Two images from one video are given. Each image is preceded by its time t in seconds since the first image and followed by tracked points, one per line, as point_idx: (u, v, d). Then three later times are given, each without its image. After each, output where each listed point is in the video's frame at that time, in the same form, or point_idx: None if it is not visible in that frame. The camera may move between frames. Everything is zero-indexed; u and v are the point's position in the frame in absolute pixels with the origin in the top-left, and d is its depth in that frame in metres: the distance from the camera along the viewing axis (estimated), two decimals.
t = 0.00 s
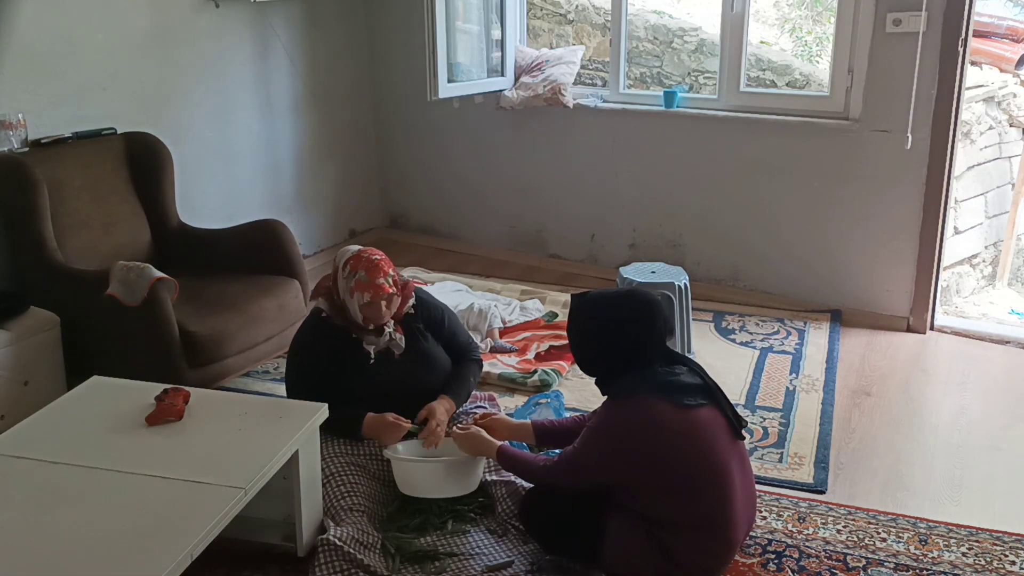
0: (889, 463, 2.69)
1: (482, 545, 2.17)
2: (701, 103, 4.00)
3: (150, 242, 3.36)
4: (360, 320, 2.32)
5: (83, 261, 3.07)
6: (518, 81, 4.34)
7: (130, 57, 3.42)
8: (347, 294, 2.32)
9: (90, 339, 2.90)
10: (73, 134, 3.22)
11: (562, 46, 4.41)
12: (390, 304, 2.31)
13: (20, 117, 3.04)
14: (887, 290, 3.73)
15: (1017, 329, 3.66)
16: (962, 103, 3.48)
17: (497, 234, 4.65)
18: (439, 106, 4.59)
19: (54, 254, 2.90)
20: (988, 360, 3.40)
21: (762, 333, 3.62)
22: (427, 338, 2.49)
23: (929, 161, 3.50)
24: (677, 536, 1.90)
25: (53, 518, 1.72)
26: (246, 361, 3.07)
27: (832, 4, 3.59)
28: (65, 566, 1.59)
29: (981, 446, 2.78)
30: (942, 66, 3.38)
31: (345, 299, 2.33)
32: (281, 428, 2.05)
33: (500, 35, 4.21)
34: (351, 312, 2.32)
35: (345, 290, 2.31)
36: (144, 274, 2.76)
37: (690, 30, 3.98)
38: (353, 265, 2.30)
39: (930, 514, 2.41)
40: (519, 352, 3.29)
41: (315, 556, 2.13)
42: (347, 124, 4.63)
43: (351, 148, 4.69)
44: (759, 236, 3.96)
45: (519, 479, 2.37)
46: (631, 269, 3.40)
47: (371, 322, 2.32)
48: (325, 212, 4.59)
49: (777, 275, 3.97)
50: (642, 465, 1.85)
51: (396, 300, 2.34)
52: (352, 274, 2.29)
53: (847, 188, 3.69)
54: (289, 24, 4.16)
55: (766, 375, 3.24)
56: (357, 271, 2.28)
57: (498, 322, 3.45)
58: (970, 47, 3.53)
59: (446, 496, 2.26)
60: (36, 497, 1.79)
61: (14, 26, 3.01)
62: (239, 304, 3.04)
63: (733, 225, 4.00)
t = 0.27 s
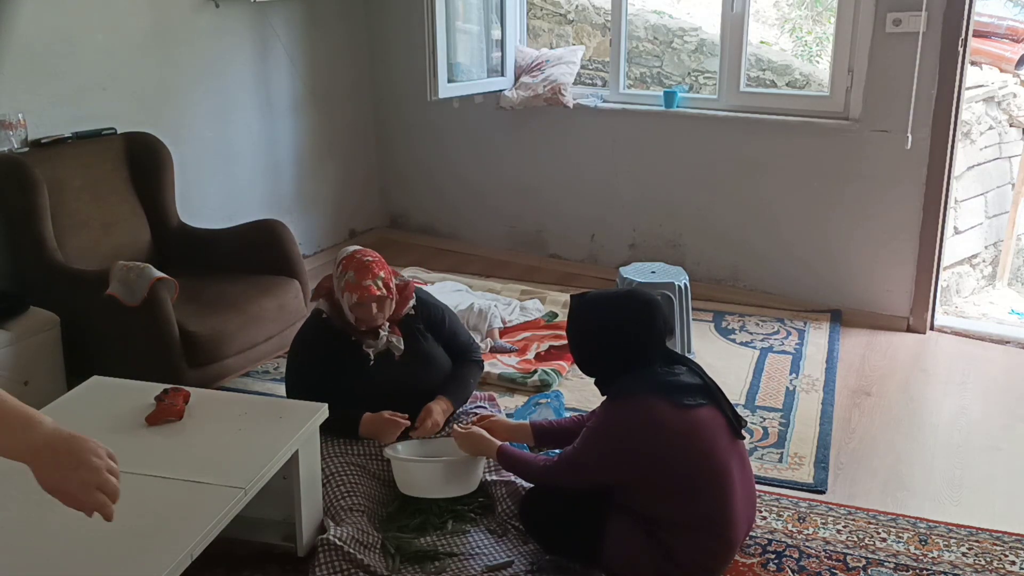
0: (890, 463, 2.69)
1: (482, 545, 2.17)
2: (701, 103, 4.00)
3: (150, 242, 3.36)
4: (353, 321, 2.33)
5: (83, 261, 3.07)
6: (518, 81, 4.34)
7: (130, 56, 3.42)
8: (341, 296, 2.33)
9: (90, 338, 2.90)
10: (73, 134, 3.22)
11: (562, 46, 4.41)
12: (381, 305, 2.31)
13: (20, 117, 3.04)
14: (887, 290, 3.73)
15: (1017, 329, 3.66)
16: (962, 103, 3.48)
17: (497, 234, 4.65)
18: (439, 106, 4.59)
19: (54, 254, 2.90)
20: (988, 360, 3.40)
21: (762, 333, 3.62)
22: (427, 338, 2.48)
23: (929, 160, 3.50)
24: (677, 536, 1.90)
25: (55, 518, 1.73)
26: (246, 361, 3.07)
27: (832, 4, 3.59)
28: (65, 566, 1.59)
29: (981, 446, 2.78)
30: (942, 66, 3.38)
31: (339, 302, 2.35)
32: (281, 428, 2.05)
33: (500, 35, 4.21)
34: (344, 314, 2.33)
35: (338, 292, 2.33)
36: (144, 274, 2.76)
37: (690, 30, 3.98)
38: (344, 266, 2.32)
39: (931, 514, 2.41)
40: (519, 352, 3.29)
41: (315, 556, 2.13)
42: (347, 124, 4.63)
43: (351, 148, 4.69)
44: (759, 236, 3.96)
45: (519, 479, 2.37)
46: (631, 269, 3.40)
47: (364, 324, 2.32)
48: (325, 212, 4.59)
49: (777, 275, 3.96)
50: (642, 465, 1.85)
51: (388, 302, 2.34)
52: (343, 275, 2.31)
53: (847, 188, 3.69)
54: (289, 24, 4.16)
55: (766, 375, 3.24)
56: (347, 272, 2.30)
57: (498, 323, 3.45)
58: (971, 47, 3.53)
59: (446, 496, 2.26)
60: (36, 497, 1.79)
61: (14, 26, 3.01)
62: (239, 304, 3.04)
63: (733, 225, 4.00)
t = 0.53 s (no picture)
0: (890, 463, 2.69)
1: (482, 545, 2.16)
2: (701, 103, 4.00)
3: (150, 242, 3.36)
4: (348, 326, 2.33)
5: (83, 261, 3.07)
6: (518, 81, 4.34)
7: (130, 56, 3.42)
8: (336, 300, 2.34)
9: (90, 338, 2.90)
10: (73, 134, 3.22)
11: (562, 46, 4.41)
12: (374, 310, 2.30)
13: (20, 117, 3.03)
14: (887, 290, 3.73)
15: (1017, 329, 3.66)
16: (962, 103, 3.48)
17: (497, 234, 4.64)
18: (438, 106, 4.59)
19: (54, 254, 2.90)
20: (988, 360, 3.40)
21: (762, 333, 3.62)
22: (429, 340, 2.47)
23: (929, 160, 3.50)
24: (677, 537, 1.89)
25: (56, 517, 1.73)
26: (246, 361, 3.07)
27: (832, 4, 3.59)
28: (65, 566, 1.59)
29: (981, 446, 2.78)
30: (942, 66, 3.38)
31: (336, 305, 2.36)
32: (282, 428, 2.05)
33: (500, 35, 4.21)
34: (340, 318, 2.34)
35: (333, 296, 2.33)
36: (144, 274, 2.76)
37: (690, 30, 3.98)
38: (338, 271, 2.32)
39: (930, 514, 2.41)
40: (519, 352, 3.29)
41: (315, 556, 2.13)
42: (347, 124, 4.63)
43: (351, 148, 4.69)
44: (759, 236, 3.96)
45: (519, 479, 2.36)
46: (631, 269, 3.40)
47: (358, 329, 2.33)
48: (325, 212, 4.59)
49: (777, 275, 3.96)
50: (641, 465, 1.85)
51: (383, 305, 2.33)
52: (336, 280, 2.31)
53: (847, 188, 3.69)
54: (289, 24, 4.16)
55: (766, 375, 3.24)
56: (339, 277, 2.30)
57: (498, 323, 3.45)
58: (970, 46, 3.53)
59: (446, 496, 2.25)
60: (36, 497, 1.79)
61: (14, 26, 3.01)
62: (239, 304, 3.04)
63: (733, 225, 4.00)
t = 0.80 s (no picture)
0: (889, 463, 2.69)
1: (482, 545, 2.17)
2: (701, 103, 4.00)
3: (150, 241, 3.36)
4: (348, 331, 2.32)
5: (83, 261, 3.08)
6: (518, 81, 4.34)
7: (130, 56, 3.42)
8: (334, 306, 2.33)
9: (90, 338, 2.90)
10: (73, 134, 3.22)
11: (562, 46, 4.41)
12: (372, 314, 2.29)
13: (20, 117, 3.03)
14: (887, 290, 3.73)
15: (1017, 329, 3.66)
16: (962, 103, 3.48)
17: (497, 234, 4.64)
18: (438, 106, 4.59)
19: (54, 254, 2.90)
20: (988, 360, 3.40)
21: (762, 333, 3.62)
22: (430, 341, 2.47)
23: (929, 160, 3.50)
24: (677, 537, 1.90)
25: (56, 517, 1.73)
26: (246, 361, 3.07)
27: (832, 4, 3.59)
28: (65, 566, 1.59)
29: (981, 446, 2.78)
30: (942, 66, 3.38)
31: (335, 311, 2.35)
32: (282, 428, 2.05)
33: (500, 35, 4.21)
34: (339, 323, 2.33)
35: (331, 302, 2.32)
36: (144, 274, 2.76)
37: (690, 30, 3.98)
38: (333, 277, 2.32)
39: (930, 514, 2.41)
40: (519, 352, 3.29)
41: (315, 556, 2.13)
42: (347, 124, 4.63)
43: (351, 148, 4.69)
44: (759, 236, 3.96)
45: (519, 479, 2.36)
46: (631, 269, 3.40)
47: (358, 333, 2.32)
48: (325, 212, 4.59)
49: (777, 275, 3.97)
50: (641, 465, 1.85)
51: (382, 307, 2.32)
52: (332, 286, 2.30)
53: (847, 188, 3.69)
54: (289, 24, 4.16)
55: (766, 375, 3.24)
56: (335, 282, 2.30)
57: (498, 323, 3.45)
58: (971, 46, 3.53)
59: (447, 496, 2.25)
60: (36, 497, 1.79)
61: (14, 26, 3.01)
62: (239, 304, 3.04)
63: (733, 225, 4.00)
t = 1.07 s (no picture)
0: (889, 463, 2.69)
1: (482, 545, 2.16)
2: (701, 103, 4.00)
3: (150, 241, 3.36)
4: (348, 331, 2.32)
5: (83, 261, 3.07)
6: (518, 81, 4.33)
7: (130, 56, 3.42)
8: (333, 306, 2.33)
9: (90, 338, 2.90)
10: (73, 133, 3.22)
11: (562, 46, 4.40)
12: (371, 314, 2.29)
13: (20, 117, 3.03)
14: (887, 290, 3.73)
15: (1017, 329, 3.66)
16: (962, 103, 3.48)
17: (497, 234, 4.64)
18: (438, 106, 4.59)
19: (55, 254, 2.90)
20: (988, 360, 3.40)
21: (762, 333, 3.62)
22: (430, 341, 2.48)
23: (929, 161, 3.50)
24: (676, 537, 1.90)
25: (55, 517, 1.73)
26: (246, 361, 3.07)
27: (832, 4, 3.60)
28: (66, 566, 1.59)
29: (981, 446, 2.78)
30: (942, 66, 3.38)
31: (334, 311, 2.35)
32: (282, 428, 2.05)
33: (500, 35, 4.22)
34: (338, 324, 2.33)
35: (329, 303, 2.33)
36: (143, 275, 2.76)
37: (690, 30, 3.98)
38: (331, 277, 2.32)
39: (931, 514, 2.41)
40: (519, 352, 3.29)
41: (314, 556, 2.12)
42: (347, 124, 4.63)
43: (351, 148, 4.69)
44: (760, 236, 3.96)
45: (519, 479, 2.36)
46: (631, 269, 3.40)
47: (357, 333, 2.32)
48: (325, 212, 4.59)
49: (777, 276, 3.97)
50: (640, 465, 1.85)
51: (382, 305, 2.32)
52: (330, 287, 2.31)
53: (847, 188, 3.70)
54: (289, 24, 4.16)
55: (766, 375, 3.24)
56: (333, 282, 2.30)
57: (498, 322, 3.45)
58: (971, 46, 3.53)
59: (447, 496, 2.25)
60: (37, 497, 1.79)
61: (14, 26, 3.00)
62: (239, 304, 3.04)
63: (733, 225, 4.00)
